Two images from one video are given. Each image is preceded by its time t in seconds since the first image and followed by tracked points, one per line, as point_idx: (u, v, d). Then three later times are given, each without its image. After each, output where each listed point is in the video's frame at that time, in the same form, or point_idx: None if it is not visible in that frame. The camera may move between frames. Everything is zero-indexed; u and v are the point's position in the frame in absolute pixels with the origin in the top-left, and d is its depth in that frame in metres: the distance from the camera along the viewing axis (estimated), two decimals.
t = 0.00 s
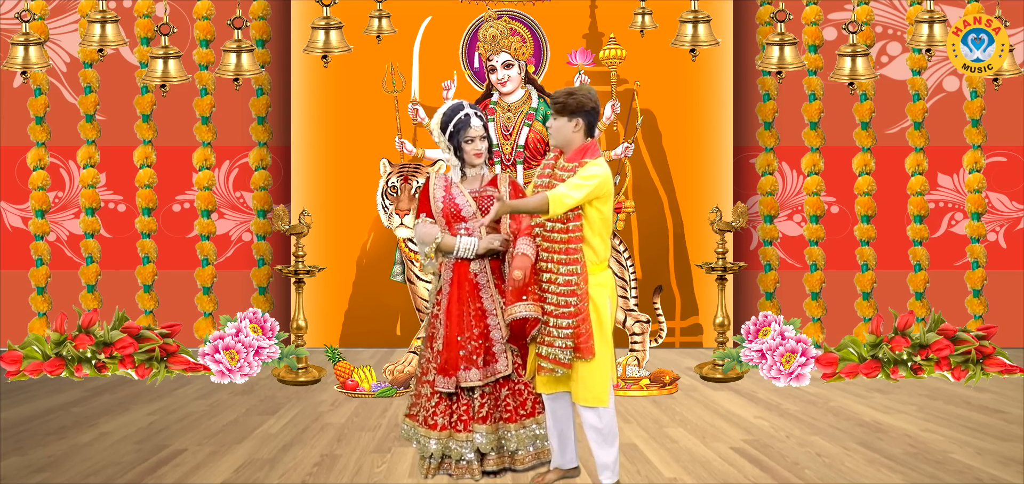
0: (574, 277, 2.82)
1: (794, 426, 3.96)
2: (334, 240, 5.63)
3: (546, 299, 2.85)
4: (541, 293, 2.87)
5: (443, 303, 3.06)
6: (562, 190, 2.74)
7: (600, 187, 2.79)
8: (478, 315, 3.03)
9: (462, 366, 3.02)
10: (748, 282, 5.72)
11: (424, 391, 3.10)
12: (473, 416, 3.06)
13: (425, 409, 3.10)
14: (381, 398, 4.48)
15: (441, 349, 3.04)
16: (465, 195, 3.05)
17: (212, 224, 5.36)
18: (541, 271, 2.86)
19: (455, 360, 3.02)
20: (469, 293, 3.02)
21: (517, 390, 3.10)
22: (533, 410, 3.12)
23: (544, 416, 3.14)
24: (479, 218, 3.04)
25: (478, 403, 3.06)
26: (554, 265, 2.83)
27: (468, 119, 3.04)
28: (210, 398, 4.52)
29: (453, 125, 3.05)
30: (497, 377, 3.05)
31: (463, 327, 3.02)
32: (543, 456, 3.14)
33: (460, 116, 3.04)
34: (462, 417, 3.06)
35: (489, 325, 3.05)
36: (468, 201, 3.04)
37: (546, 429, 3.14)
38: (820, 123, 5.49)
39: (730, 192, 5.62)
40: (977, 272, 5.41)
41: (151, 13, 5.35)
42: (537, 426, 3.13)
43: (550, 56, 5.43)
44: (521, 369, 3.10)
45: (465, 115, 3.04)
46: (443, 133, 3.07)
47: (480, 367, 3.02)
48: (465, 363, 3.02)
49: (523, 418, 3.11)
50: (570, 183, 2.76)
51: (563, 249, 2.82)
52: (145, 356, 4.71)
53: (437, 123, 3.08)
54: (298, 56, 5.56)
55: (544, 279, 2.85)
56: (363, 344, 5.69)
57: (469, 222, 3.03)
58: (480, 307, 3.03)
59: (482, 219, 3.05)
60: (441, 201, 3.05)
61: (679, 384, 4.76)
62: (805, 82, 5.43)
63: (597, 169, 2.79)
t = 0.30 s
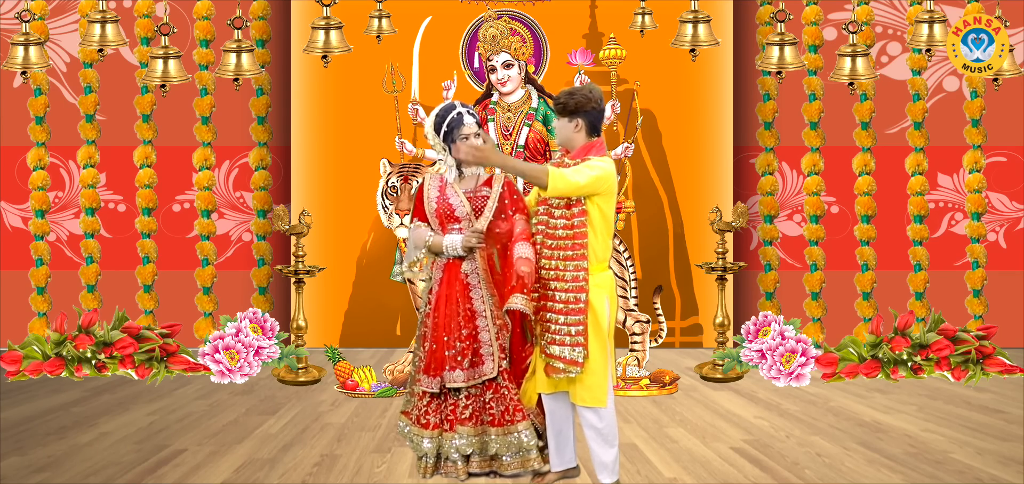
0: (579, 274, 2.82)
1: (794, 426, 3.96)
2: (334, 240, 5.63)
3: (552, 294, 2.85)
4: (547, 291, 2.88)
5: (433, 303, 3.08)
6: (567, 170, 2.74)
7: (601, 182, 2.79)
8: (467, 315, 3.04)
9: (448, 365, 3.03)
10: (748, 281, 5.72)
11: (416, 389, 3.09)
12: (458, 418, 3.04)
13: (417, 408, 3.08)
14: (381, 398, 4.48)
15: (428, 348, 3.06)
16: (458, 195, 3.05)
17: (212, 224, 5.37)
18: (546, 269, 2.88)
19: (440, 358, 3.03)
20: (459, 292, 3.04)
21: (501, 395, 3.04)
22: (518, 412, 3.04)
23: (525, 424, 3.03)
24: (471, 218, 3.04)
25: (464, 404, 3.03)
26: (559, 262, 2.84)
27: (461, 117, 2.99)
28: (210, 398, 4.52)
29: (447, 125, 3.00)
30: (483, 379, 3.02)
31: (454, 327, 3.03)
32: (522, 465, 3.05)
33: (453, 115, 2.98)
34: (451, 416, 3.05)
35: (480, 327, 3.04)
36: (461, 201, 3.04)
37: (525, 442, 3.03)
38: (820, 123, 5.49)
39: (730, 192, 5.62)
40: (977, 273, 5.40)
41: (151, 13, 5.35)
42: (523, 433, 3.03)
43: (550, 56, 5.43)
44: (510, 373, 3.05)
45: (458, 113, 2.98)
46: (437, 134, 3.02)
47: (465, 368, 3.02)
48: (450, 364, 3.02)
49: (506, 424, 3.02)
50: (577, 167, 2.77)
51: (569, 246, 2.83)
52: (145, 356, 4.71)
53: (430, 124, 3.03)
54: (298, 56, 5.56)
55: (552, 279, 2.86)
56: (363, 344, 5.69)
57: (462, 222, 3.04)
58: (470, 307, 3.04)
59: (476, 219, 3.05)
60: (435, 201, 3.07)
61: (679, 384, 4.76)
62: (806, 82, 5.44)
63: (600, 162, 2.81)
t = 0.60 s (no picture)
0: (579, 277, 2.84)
1: (794, 426, 3.96)
2: (335, 240, 5.63)
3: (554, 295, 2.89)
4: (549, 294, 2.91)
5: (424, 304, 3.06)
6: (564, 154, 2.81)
7: (592, 177, 2.81)
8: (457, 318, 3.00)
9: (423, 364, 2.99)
10: (748, 281, 5.72)
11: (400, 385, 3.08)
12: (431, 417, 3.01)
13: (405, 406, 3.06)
14: (381, 398, 4.48)
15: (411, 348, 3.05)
16: (454, 198, 3.02)
17: (212, 223, 5.38)
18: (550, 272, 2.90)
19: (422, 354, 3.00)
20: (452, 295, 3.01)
21: (475, 399, 2.98)
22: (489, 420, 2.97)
23: (493, 432, 2.96)
24: (470, 220, 3.02)
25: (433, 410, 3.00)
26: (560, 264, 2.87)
27: (454, 117, 3.07)
28: (210, 398, 4.51)
29: (439, 125, 3.07)
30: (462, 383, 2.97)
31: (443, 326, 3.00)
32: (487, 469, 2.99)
33: (445, 115, 3.06)
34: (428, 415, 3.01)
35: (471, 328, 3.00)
36: (457, 204, 3.01)
37: (492, 450, 2.96)
38: (820, 123, 5.49)
39: (730, 193, 5.62)
40: (977, 273, 5.45)
41: (151, 13, 5.35)
42: (490, 442, 2.96)
43: (550, 56, 5.43)
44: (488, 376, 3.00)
45: (450, 113, 3.06)
46: (430, 135, 3.08)
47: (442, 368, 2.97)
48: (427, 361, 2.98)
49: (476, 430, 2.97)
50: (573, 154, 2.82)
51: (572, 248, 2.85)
52: (145, 356, 4.71)
53: (422, 126, 3.09)
54: (298, 56, 5.56)
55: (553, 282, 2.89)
56: (363, 344, 5.69)
57: (459, 226, 3.02)
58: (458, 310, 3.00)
59: (474, 222, 3.03)
60: (429, 205, 3.04)
61: (679, 384, 4.76)
62: (806, 82, 5.47)
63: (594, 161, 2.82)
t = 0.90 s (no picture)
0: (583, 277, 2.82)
1: (794, 426, 3.96)
2: (335, 240, 5.63)
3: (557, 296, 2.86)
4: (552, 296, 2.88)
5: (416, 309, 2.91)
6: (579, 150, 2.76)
7: (605, 172, 2.80)
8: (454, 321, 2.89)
9: (414, 371, 2.88)
10: (748, 281, 5.72)
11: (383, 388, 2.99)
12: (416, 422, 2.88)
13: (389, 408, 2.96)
14: (380, 398, 4.48)
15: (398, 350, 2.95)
16: (446, 197, 2.91)
17: (212, 224, 5.37)
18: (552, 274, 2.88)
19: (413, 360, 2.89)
20: (449, 300, 2.89)
21: (464, 403, 2.87)
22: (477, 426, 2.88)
23: (478, 437, 2.87)
24: (465, 221, 2.90)
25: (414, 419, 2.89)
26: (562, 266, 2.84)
27: (453, 111, 2.95)
28: (210, 398, 4.52)
29: (438, 118, 2.94)
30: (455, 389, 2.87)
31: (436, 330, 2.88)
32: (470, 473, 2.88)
33: (445, 109, 2.94)
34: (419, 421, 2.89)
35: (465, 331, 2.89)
36: (449, 204, 2.90)
37: (478, 456, 2.86)
38: (819, 123, 5.49)
39: (730, 193, 5.62)
40: (977, 272, 5.43)
41: (151, 13, 5.35)
42: (475, 449, 2.86)
43: (550, 56, 5.44)
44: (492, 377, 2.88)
45: (450, 107, 2.94)
46: (427, 127, 2.94)
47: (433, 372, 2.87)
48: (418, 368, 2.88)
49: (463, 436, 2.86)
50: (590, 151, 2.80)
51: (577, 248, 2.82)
52: (145, 356, 4.72)
53: (419, 117, 2.95)
54: (298, 56, 5.55)
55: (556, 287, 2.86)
56: (363, 344, 5.69)
57: (451, 226, 2.89)
58: (455, 314, 2.89)
59: (466, 222, 2.90)
60: (421, 205, 2.92)
61: (679, 384, 4.76)
62: (805, 82, 5.45)
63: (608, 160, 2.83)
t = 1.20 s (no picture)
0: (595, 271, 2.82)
1: (794, 426, 3.96)
2: (335, 240, 5.63)
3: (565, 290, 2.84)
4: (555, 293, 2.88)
5: (417, 315, 2.85)
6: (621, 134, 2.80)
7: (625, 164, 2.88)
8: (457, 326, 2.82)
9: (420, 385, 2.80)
10: (748, 281, 5.73)
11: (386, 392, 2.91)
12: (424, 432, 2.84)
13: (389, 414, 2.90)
14: (380, 398, 4.47)
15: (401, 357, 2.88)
16: (441, 197, 2.84)
17: (212, 224, 5.37)
18: (557, 270, 2.86)
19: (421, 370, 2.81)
20: (451, 305, 2.83)
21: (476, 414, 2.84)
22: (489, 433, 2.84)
23: (496, 449, 2.84)
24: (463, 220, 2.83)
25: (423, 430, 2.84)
26: (571, 261, 2.83)
27: (455, 110, 2.87)
28: (210, 398, 4.52)
29: (439, 115, 2.85)
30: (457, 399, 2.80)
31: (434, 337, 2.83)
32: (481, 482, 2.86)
33: (446, 106, 2.86)
34: (435, 434, 2.83)
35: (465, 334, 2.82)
36: (445, 203, 2.84)
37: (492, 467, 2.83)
38: (820, 123, 5.48)
39: (730, 192, 5.62)
40: (977, 272, 5.42)
41: (151, 13, 5.35)
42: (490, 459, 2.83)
43: (550, 56, 5.44)
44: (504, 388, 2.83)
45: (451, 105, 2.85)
46: (427, 123, 2.85)
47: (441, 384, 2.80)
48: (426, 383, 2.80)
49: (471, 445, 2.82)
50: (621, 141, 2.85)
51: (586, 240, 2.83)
52: (145, 356, 4.72)
53: (418, 114, 2.86)
54: (298, 56, 5.55)
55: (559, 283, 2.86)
56: (363, 343, 5.70)
57: (448, 226, 2.83)
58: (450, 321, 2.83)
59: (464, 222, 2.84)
60: (416, 206, 2.84)
61: (679, 384, 4.76)
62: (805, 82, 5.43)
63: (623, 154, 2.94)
